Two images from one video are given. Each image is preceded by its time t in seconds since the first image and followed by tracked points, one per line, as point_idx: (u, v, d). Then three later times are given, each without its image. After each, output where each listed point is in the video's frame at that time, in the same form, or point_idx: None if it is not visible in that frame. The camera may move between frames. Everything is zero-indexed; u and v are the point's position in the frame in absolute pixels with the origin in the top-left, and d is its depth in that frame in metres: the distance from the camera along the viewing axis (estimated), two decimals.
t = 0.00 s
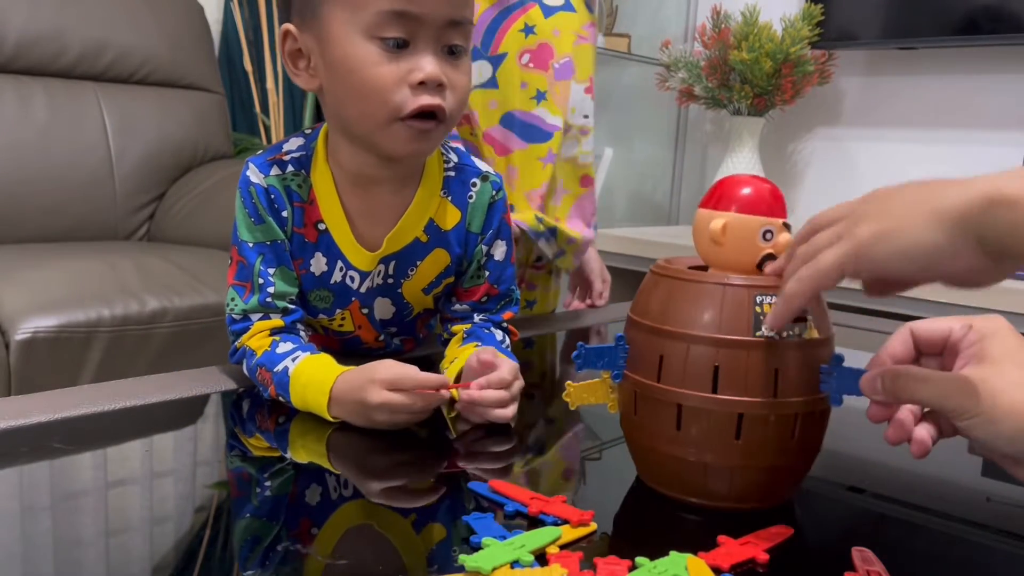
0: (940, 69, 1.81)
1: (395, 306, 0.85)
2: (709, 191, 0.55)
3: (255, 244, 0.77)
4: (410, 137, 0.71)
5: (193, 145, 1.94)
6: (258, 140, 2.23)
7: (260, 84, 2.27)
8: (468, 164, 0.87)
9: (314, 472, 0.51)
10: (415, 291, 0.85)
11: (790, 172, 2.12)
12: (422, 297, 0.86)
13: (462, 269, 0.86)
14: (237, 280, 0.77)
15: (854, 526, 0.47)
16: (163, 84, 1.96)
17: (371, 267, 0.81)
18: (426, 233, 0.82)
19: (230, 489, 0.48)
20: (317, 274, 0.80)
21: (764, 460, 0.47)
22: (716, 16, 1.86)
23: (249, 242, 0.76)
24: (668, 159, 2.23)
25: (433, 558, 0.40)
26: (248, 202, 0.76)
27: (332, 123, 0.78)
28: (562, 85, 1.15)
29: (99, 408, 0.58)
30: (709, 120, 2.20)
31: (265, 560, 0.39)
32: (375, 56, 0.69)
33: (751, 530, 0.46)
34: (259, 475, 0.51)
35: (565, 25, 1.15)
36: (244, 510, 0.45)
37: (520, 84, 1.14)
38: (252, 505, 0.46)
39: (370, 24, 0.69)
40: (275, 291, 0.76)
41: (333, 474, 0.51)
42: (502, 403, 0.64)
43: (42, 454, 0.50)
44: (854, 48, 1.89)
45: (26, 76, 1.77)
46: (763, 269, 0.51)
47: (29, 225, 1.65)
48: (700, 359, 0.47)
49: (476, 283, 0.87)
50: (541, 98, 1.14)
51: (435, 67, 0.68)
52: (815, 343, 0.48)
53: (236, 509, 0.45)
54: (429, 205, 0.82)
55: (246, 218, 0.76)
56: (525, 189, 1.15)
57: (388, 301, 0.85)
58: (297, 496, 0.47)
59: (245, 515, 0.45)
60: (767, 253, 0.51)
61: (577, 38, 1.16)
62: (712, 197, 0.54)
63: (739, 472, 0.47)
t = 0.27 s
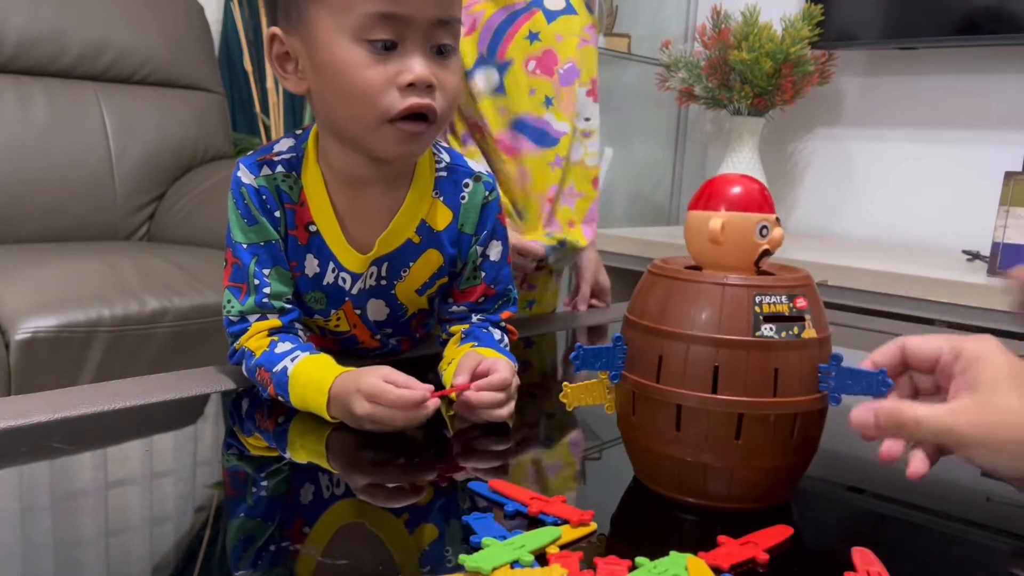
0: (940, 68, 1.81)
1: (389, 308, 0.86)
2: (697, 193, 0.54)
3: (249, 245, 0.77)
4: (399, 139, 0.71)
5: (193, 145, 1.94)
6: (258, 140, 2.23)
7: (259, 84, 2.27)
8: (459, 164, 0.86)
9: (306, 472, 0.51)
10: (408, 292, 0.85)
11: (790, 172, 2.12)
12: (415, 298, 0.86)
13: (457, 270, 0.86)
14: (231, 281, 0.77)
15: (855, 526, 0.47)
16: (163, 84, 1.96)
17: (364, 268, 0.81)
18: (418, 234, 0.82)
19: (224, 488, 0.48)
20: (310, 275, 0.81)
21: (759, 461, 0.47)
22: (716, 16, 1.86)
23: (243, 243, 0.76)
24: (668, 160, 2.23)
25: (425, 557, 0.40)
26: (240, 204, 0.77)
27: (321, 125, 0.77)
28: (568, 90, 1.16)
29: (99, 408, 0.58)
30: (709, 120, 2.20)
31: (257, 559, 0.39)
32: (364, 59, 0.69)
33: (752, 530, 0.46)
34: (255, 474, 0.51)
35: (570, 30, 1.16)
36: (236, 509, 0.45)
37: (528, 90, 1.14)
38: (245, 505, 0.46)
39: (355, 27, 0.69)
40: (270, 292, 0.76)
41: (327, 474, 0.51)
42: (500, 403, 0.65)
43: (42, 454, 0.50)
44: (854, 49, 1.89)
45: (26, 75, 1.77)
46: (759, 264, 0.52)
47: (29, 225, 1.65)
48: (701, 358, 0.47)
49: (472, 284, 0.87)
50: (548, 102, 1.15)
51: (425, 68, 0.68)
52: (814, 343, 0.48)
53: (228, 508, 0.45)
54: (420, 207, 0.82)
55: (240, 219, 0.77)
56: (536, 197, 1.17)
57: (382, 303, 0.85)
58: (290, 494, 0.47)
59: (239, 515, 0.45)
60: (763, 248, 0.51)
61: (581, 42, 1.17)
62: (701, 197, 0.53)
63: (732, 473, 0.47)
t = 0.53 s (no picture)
0: (940, 68, 1.81)
1: (389, 308, 0.86)
2: (699, 192, 0.54)
3: (248, 245, 0.77)
4: (401, 139, 0.71)
5: (193, 145, 1.94)
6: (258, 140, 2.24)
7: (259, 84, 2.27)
8: (459, 165, 0.87)
9: (306, 471, 0.51)
10: (408, 293, 0.85)
11: (790, 172, 2.12)
12: (415, 298, 0.86)
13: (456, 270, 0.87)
14: (231, 282, 0.77)
15: (856, 526, 0.47)
16: (163, 84, 1.96)
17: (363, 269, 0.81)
18: (417, 234, 0.82)
19: (225, 488, 0.48)
20: (311, 276, 0.81)
21: (758, 461, 0.47)
22: (716, 16, 1.86)
23: (243, 243, 0.76)
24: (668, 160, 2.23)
25: (424, 557, 0.40)
26: (240, 204, 0.77)
27: (321, 124, 0.77)
28: (559, 98, 1.19)
29: (99, 408, 0.58)
30: (709, 120, 2.20)
31: (257, 560, 0.39)
32: (366, 59, 0.69)
33: (752, 530, 0.46)
34: (255, 474, 0.51)
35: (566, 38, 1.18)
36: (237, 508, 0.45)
37: (518, 94, 1.14)
38: (245, 504, 0.46)
39: (357, 28, 0.69)
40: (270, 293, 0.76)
41: (328, 473, 0.51)
42: (500, 403, 0.65)
43: (42, 454, 0.50)
44: (854, 49, 1.89)
45: (26, 75, 1.77)
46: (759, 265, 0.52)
47: (29, 225, 1.65)
48: (701, 359, 0.47)
49: (472, 284, 0.87)
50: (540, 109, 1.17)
51: (426, 70, 0.68)
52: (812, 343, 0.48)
53: (230, 508, 0.45)
54: (420, 207, 0.82)
55: (240, 219, 0.77)
56: (522, 204, 1.18)
57: (382, 303, 0.85)
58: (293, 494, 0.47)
59: (240, 514, 0.45)
60: (766, 249, 0.52)
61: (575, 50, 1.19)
62: (703, 197, 0.53)
63: (731, 473, 0.47)
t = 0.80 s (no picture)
0: (940, 68, 1.81)
1: (392, 308, 0.86)
2: (705, 194, 0.54)
3: (251, 245, 0.77)
4: (414, 142, 0.71)
5: (193, 145, 1.94)
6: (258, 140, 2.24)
7: (259, 84, 2.26)
8: (463, 164, 0.86)
9: (306, 472, 0.51)
10: (411, 292, 0.85)
11: (790, 172, 2.12)
12: (418, 298, 0.86)
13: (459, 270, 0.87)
14: (232, 281, 0.77)
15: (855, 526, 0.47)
16: (163, 84, 1.96)
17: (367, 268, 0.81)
18: (421, 234, 0.82)
19: (225, 488, 0.48)
20: (313, 276, 0.81)
21: (758, 461, 0.47)
22: (716, 16, 1.86)
23: (245, 244, 0.76)
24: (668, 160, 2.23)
25: (424, 558, 0.40)
26: (243, 204, 0.77)
27: (331, 124, 0.77)
28: (556, 99, 1.18)
29: (99, 408, 0.58)
30: (709, 120, 2.20)
31: (260, 561, 0.39)
32: (382, 62, 0.69)
33: (752, 530, 0.46)
34: (256, 474, 0.51)
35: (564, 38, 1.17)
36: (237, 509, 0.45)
37: (516, 94, 1.14)
38: (246, 504, 0.46)
39: (376, 29, 0.68)
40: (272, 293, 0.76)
41: (329, 474, 0.51)
42: (500, 403, 0.65)
43: (41, 454, 0.50)
44: (854, 49, 1.89)
45: (26, 75, 1.77)
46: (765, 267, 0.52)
47: (29, 225, 1.65)
48: (701, 359, 0.47)
49: (474, 283, 0.87)
50: (537, 108, 1.16)
51: (442, 75, 0.68)
52: (811, 343, 0.48)
53: (231, 509, 0.45)
54: (424, 206, 0.82)
55: (242, 219, 0.77)
56: (520, 204, 1.18)
57: (384, 303, 0.85)
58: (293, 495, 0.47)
59: (241, 515, 0.45)
60: (772, 252, 0.52)
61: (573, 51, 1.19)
62: (709, 199, 0.53)
63: (730, 473, 0.47)
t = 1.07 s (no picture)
0: (940, 68, 1.81)
1: (405, 301, 0.86)
2: (701, 193, 0.54)
3: (262, 244, 0.76)
4: (456, 134, 0.71)
5: (193, 145, 1.94)
6: (258, 140, 2.24)
7: (260, 84, 2.26)
8: (478, 159, 0.86)
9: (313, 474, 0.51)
10: (425, 285, 0.86)
11: (790, 172, 2.11)
12: (430, 291, 0.87)
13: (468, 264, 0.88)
14: (237, 279, 0.78)
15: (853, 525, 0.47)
16: (163, 84, 1.96)
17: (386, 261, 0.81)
18: (438, 227, 0.82)
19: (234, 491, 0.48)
20: (328, 272, 0.80)
21: (759, 461, 0.47)
22: (716, 16, 1.87)
23: (257, 242, 0.76)
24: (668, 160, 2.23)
25: (434, 560, 0.40)
26: (260, 202, 0.76)
27: (366, 113, 0.76)
28: (553, 96, 1.18)
29: (99, 408, 0.58)
30: (709, 120, 2.20)
31: (281, 567, 0.39)
32: (434, 51, 0.68)
33: (752, 530, 0.46)
34: (261, 476, 0.50)
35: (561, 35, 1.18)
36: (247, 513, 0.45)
37: (512, 90, 1.16)
38: (250, 506, 0.46)
39: (432, 19, 0.68)
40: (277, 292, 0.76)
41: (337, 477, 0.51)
42: (500, 401, 0.65)
43: (41, 454, 0.50)
44: (853, 49, 1.89)
45: (25, 76, 1.77)
46: (765, 265, 0.52)
47: (29, 224, 1.65)
48: (700, 358, 0.47)
49: (480, 278, 0.88)
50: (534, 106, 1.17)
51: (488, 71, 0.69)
52: (813, 343, 0.48)
53: (244, 512, 0.45)
54: (442, 199, 0.82)
55: (256, 217, 0.76)
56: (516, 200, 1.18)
57: (399, 296, 0.85)
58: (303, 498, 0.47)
59: (253, 520, 0.44)
60: (771, 250, 0.52)
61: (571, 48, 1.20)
62: (706, 198, 0.53)
63: (730, 474, 0.47)
